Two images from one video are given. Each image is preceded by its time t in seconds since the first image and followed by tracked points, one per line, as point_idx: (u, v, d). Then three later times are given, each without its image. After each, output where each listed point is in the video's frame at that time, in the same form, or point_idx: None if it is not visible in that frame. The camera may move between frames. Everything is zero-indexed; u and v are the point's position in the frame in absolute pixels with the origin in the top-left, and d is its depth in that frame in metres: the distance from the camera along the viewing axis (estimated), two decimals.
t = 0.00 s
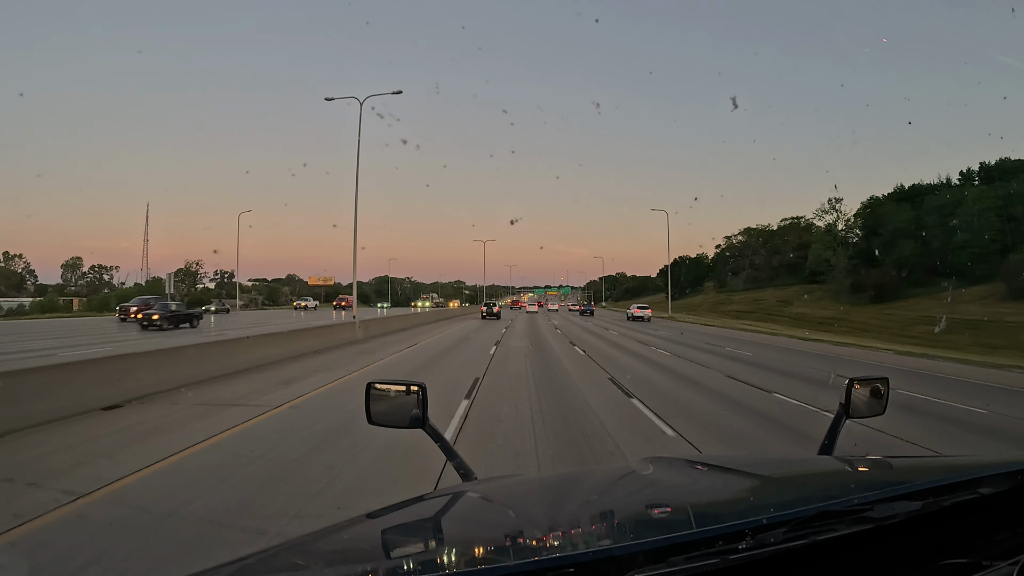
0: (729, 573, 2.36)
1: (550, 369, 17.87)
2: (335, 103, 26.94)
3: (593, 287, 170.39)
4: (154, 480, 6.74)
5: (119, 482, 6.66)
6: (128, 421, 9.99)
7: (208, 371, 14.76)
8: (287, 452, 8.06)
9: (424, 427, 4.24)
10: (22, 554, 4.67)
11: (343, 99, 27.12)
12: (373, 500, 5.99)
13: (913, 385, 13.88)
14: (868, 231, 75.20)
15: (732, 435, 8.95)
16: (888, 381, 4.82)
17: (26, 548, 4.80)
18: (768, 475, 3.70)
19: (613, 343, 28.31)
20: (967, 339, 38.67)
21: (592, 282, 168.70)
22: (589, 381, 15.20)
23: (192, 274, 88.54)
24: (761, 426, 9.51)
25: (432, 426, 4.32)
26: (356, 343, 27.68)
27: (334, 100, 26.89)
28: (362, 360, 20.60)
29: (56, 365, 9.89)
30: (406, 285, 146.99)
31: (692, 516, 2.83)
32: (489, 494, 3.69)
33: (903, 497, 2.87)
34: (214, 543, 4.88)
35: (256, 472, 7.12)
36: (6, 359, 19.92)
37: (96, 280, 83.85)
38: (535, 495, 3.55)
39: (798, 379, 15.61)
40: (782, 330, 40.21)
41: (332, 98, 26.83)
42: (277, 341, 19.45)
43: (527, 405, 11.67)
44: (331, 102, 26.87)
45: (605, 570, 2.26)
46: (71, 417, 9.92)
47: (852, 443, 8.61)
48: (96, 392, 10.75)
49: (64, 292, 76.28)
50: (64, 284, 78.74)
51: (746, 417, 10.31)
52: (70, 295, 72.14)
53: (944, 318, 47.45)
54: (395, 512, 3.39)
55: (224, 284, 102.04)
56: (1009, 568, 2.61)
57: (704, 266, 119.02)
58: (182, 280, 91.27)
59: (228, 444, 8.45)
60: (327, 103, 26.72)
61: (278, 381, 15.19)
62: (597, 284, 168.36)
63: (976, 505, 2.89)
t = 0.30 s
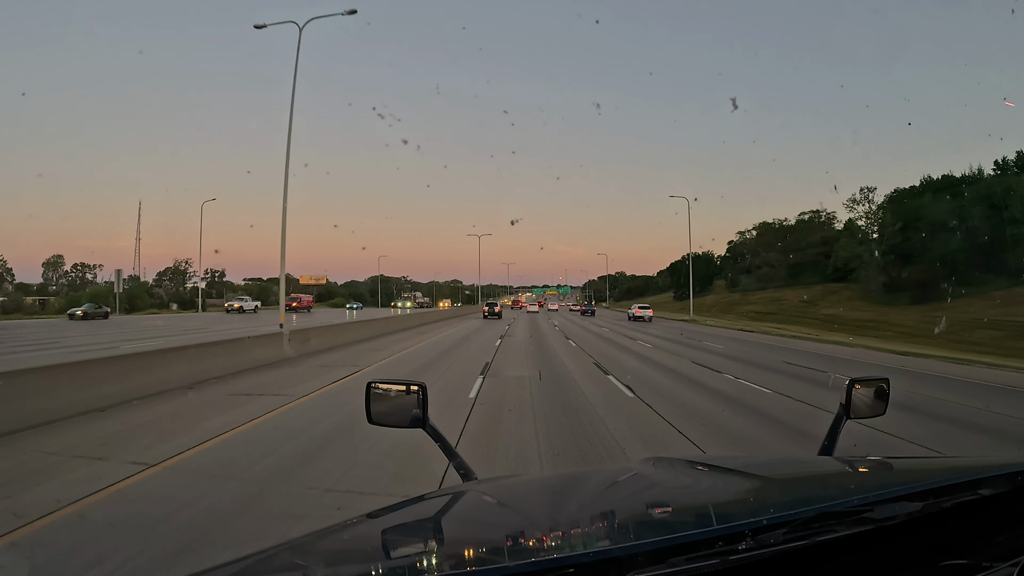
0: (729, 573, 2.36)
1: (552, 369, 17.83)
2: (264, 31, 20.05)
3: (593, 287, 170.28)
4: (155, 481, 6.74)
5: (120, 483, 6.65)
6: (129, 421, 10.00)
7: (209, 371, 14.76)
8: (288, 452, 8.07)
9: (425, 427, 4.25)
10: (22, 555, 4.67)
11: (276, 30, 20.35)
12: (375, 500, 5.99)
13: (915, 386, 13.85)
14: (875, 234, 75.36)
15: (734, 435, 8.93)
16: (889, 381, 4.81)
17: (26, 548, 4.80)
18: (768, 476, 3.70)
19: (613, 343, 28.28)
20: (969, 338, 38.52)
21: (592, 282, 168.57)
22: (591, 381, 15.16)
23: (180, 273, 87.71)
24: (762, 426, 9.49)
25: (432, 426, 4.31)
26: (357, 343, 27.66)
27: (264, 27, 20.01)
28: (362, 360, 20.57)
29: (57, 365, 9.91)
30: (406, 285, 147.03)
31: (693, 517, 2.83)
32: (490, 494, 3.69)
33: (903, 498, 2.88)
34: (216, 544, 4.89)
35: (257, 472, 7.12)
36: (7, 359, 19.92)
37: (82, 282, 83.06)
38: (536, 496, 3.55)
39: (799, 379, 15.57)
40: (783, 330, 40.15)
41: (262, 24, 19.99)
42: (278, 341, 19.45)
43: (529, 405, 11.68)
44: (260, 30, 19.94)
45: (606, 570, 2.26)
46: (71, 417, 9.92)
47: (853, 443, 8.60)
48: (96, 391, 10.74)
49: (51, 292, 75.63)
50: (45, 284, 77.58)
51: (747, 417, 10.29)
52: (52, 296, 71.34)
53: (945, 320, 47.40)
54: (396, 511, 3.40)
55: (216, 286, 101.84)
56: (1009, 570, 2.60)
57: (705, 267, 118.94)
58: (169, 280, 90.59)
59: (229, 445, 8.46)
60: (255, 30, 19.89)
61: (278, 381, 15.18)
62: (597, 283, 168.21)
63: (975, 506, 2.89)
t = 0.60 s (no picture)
0: (732, 574, 2.35)
1: (553, 369, 17.85)
2: None
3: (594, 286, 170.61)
4: (158, 482, 6.76)
5: (124, 483, 6.67)
6: (130, 421, 10.01)
7: (211, 372, 14.79)
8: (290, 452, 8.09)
9: (426, 427, 4.24)
10: (24, 556, 4.67)
11: None
12: (378, 500, 6.02)
13: (917, 386, 13.83)
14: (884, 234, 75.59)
15: (736, 435, 8.94)
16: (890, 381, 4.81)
17: (28, 550, 4.80)
18: (768, 476, 3.71)
19: (614, 343, 28.28)
20: (970, 338, 38.47)
21: (593, 282, 169.01)
22: (593, 381, 15.15)
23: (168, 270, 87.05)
24: (764, 426, 9.51)
25: (433, 427, 4.31)
26: (358, 343, 27.71)
27: None
28: (364, 360, 20.64)
29: (59, 365, 9.93)
30: (407, 285, 147.19)
31: (693, 518, 2.83)
32: (491, 494, 3.69)
33: (904, 498, 2.88)
34: (218, 544, 4.90)
35: (259, 472, 7.13)
36: (9, 360, 19.98)
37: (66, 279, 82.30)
38: (538, 496, 3.55)
39: (800, 379, 15.55)
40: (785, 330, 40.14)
41: None
42: (279, 341, 19.50)
43: (530, 405, 11.71)
44: None
45: (606, 570, 2.26)
46: (73, 418, 9.93)
47: (854, 443, 8.60)
48: (98, 393, 10.77)
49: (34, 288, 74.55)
50: (29, 281, 76.42)
51: (748, 417, 10.30)
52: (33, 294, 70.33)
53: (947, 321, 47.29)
54: (397, 512, 3.41)
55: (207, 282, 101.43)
56: (1010, 569, 2.60)
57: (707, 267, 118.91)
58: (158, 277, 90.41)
59: (231, 445, 8.49)
60: None
61: (280, 381, 15.21)
62: (598, 283, 168.61)
63: (976, 507, 2.88)
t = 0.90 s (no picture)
0: (731, 573, 2.36)
1: (554, 369, 17.89)
2: None
3: (595, 286, 170.61)
4: (160, 482, 6.80)
5: (126, 484, 6.70)
6: (132, 421, 10.09)
7: (213, 372, 14.88)
8: (290, 453, 8.12)
9: (426, 427, 4.24)
10: (26, 556, 4.69)
11: None
12: (379, 500, 6.05)
13: (918, 385, 13.84)
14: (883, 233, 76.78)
15: (737, 434, 8.95)
16: (890, 381, 4.81)
17: (30, 550, 4.83)
18: (768, 476, 3.71)
19: (614, 343, 28.31)
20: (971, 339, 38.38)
21: (593, 281, 169.00)
22: (594, 381, 15.16)
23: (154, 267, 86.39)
24: (764, 426, 9.51)
25: (433, 427, 4.31)
26: (359, 343, 27.78)
27: None
28: (365, 360, 20.69)
29: (62, 366, 10.02)
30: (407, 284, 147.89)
31: (692, 518, 2.83)
32: (492, 494, 3.70)
33: (905, 497, 2.88)
34: (218, 544, 4.91)
35: (260, 472, 7.17)
36: (10, 360, 20.04)
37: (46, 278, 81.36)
38: (539, 496, 3.56)
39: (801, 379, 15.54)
40: (785, 330, 40.15)
41: None
42: (281, 341, 19.59)
43: (530, 405, 11.74)
44: None
45: (606, 570, 2.26)
46: (75, 419, 9.97)
47: (855, 443, 8.60)
48: (100, 393, 10.80)
49: (10, 284, 72.74)
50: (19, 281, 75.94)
51: (748, 416, 10.31)
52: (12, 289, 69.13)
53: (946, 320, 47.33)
54: (398, 512, 3.41)
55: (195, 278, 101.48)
56: (1010, 568, 2.59)
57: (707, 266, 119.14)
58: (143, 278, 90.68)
59: (233, 445, 8.52)
60: None
61: (280, 381, 15.30)
62: (598, 282, 168.66)
63: (976, 506, 2.89)
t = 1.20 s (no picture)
0: (734, 574, 2.36)
1: (554, 369, 17.93)
2: None
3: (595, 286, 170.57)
4: (162, 482, 6.82)
5: (128, 484, 6.72)
6: (132, 422, 10.09)
7: (214, 372, 14.90)
8: (291, 453, 8.13)
9: (428, 428, 4.24)
10: (26, 558, 4.69)
11: None
12: (381, 500, 6.07)
13: (917, 385, 13.84)
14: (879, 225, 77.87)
15: (737, 434, 8.96)
16: (890, 382, 4.82)
17: (31, 551, 4.83)
18: (769, 476, 3.71)
19: (614, 343, 28.35)
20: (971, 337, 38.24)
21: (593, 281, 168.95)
22: (594, 381, 15.16)
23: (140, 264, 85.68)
24: (765, 426, 9.51)
25: (434, 427, 4.31)
26: (360, 343, 27.85)
27: None
28: (366, 360, 20.71)
29: (63, 367, 10.03)
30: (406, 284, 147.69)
31: (694, 517, 2.83)
32: (493, 494, 3.70)
33: (906, 497, 2.89)
34: (220, 545, 4.92)
35: (262, 473, 7.18)
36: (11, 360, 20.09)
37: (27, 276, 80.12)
38: (540, 496, 3.57)
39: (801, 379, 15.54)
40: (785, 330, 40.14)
41: None
42: (282, 341, 19.63)
43: (530, 405, 11.77)
44: None
45: (609, 571, 2.26)
46: (76, 419, 10.00)
47: (855, 443, 8.60)
48: (101, 394, 10.82)
49: None
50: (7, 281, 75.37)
51: (748, 416, 10.33)
52: None
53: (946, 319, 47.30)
54: (400, 512, 3.41)
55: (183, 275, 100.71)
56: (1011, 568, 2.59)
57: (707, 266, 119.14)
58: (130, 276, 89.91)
59: (234, 445, 8.54)
60: None
61: (281, 382, 15.31)
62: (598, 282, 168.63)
63: (977, 505, 2.89)
